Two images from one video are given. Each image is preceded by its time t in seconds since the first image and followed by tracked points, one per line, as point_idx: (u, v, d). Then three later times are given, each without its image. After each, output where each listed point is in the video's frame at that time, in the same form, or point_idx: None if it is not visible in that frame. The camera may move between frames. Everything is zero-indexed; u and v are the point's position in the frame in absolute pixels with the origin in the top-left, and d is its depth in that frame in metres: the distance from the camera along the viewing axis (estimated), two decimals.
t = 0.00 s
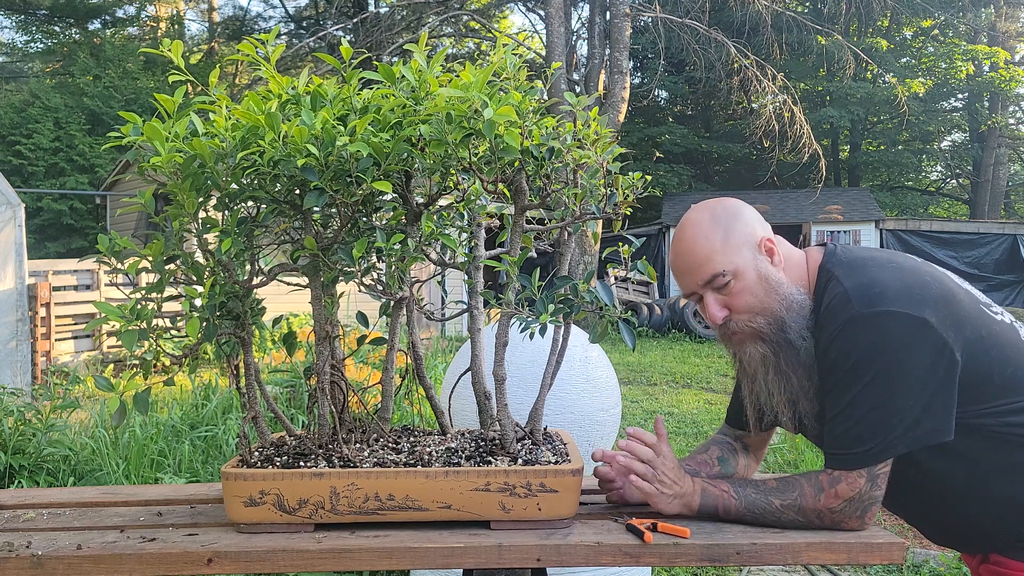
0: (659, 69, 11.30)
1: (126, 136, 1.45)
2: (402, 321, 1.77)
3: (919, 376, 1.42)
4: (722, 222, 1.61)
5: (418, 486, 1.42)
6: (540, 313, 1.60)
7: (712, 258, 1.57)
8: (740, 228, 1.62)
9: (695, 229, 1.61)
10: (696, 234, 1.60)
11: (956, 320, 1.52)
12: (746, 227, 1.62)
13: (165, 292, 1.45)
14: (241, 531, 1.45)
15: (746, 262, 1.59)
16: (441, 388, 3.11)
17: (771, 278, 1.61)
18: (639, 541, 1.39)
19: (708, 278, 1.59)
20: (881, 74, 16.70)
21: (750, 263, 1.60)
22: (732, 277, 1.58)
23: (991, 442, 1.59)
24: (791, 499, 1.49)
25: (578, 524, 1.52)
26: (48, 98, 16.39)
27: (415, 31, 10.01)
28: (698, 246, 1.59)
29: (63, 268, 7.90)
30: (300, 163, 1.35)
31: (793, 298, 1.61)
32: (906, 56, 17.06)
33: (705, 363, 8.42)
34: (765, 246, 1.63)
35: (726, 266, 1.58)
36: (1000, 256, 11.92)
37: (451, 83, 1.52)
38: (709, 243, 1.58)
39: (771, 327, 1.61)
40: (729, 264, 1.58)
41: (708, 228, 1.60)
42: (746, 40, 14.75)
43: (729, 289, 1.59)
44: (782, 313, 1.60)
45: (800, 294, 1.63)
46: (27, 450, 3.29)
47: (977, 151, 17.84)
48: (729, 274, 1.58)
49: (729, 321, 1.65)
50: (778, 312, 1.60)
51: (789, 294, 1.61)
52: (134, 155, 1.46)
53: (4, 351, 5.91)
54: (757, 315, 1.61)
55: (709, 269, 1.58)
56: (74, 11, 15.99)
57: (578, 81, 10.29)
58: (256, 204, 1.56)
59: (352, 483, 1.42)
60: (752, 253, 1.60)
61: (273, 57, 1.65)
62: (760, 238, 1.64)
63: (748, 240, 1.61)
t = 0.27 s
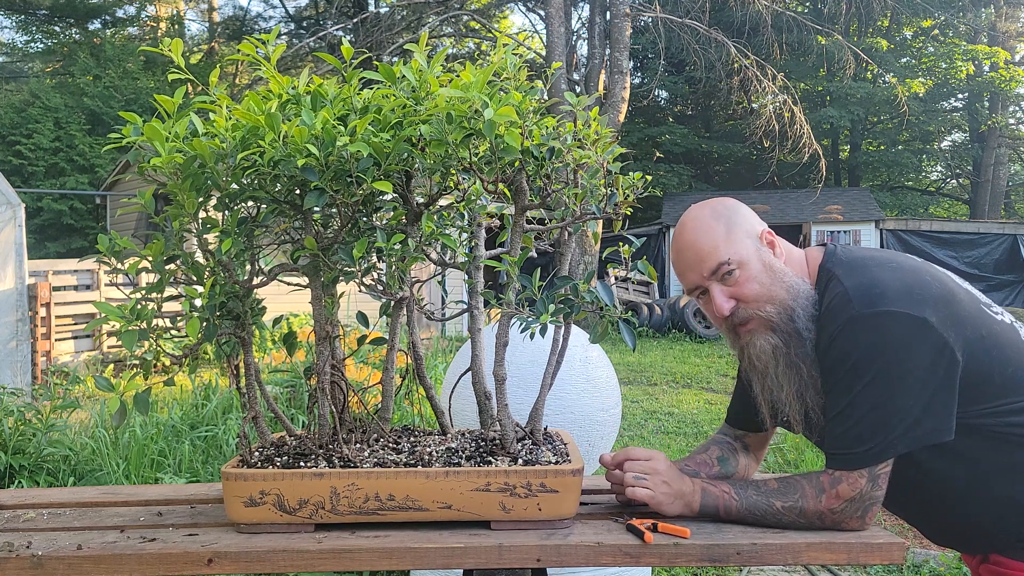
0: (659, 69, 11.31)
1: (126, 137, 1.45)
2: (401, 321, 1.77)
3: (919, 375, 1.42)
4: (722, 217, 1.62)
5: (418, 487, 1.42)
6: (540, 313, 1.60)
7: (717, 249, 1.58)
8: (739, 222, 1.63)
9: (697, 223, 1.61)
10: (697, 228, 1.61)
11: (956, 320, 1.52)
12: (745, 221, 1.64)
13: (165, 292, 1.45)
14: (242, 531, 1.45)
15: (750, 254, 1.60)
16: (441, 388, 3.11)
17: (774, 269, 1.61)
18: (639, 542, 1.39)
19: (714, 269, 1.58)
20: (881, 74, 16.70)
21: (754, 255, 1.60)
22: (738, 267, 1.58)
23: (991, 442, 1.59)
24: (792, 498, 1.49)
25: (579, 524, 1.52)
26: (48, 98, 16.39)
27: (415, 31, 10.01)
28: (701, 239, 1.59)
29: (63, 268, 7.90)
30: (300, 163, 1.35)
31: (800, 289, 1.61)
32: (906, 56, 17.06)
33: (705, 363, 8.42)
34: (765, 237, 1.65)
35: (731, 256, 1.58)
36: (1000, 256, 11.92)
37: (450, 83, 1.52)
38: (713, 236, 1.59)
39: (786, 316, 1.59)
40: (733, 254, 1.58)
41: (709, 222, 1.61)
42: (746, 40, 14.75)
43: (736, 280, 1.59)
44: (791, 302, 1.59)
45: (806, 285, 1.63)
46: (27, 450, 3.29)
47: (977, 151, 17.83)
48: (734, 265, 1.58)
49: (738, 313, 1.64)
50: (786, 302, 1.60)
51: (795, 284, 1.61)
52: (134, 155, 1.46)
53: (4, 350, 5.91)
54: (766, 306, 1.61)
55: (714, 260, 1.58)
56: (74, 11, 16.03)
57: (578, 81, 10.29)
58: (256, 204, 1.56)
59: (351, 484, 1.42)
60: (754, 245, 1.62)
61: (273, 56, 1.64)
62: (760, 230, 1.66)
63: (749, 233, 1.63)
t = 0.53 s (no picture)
0: (659, 69, 11.30)
1: (126, 136, 1.45)
2: (402, 321, 1.77)
3: (919, 375, 1.42)
4: (720, 220, 1.60)
5: (418, 486, 1.42)
6: (540, 313, 1.60)
7: (708, 256, 1.57)
8: (738, 227, 1.60)
9: (694, 225, 1.60)
10: (694, 230, 1.59)
11: (956, 320, 1.52)
12: (745, 226, 1.61)
13: (165, 292, 1.45)
14: (241, 531, 1.45)
15: (742, 262, 1.58)
16: (441, 388, 3.11)
17: (767, 278, 1.60)
18: (639, 541, 1.39)
19: (703, 274, 1.58)
20: (881, 74, 16.69)
21: (747, 263, 1.59)
22: (727, 275, 1.58)
23: (991, 442, 1.59)
24: (790, 498, 1.49)
25: (578, 524, 1.52)
26: (48, 98, 16.39)
27: (415, 31, 10.01)
28: (694, 243, 1.58)
29: (63, 268, 7.90)
30: (300, 163, 1.35)
31: (788, 298, 1.61)
32: (906, 56, 17.06)
33: (705, 363, 8.42)
34: (765, 245, 1.61)
35: (723, 263, 1.57)
36: (1000, 256, 11.92)
37: (450, 83, 1.52)
38: (706, 242, 1.57)
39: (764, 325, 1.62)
40: (726, 262, 1.57)
41: (705, 225, 1.59)
42: (746, 40, 14.75)
43: (723, 287, 1.59)
44: (776, 313, 1.60)
45: (797, 294, 1.63)
46: (27, 450, 3.29)
47: (977, 151, 17.83)
48: (725, 272, 1.57)
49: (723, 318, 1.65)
50: (771, 312, 1.60)
51: (785, 294, 1.60)
52: (134, 155, 1.46)
53: (5, 351, 5.91)
54: (752, 314, 1.62)
55: (705, 266, 1.57)
56: (74, 11, 16.04)
57: (578, 81, 10.29)
58: (256, 204, 1.56)
59: (351, 484, 1.42)
60: (750, 254, 1.59)
61: (273, 56, 1.65)
62: (759, 237, 1.61)
63: (747, 240, 1.60)
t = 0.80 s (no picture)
0: (659, 69, 11.31)
1: (126, 136, 1.45)
2: (402, 321, 1.77)
3: (919, 375, 1.42)
4: (717, 228, 1.58)
5: (418, 487, 1.42)
6: (540, 313, 1.60)
7: (698, 266, 1.57)
8: (735, 237, 1.59)
9: (689, 230, 1.59)
10: (688, 238, 1.59)
11: (956, 320, 1.52)
12: (741, 235, 1.59)
13: (165, 292, 1.45)
14: (241, 531, 1.45)
15: (733, 274, 1.58)
16: (441, 388, 3.11)
17: (758, 291, 1.60)
18: (638, 542, 1.39)
19: (692, 282, 1.60)
20: (881, 74, 16.69)
21: (738, 275, 1.59)
22: (716, 286, 1.58)
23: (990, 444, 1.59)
24: (790, 498, 1.50)
25: (578, 524, 1.53)
26: (48, 98, 16.39)
27: (415, 31, 10.02)
28: (686, 252, 1.58)
29: (63, 268, 7.90)
30: (300, 163, 1.35)
31: (777, 309, 1.61)
32: (906, 56, 17.06)
33: (705, 363, 8.42)
34: (758, 261, 1.59)
35: (713, 274, 1.57)
36: (1001, 256, 11.91)
37: (450, 83, 1.52)
38: (698, 252, 1.58)
39: (746, 334, 1.65)
40: (716, 273, 1.57)
41: (700, 234, 1.58)
42: (746, 40, 14.74)
43: (711, 297, 1.60)
44: (762, 325, 1.61)
45: (784, 305, 1.63)
46: (27, 450, 3.29)
47: (977, 151, 17.83)
48: (714, 282, 1.58)
49: (709, 323, 1.67)
50: (758, 324, 1.62)
51: (774, 306, 1.61)
52: (134, 155, 1.46)
53: (5, 351, 5.92)
54: (737, 323, 1.64)
55: (693, 274, 1.58)
56: (74, 10, 16.06)
57: (578, 81, 10.29)
58: (256, 204, 1.56)
59: (352, 483, 1.42)
60: (743, 266, 1.59)
61: (273, 57, 1.65)
62: (754, 251, 1.59)
63: (741, 250, 1.59)
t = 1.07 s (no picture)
0: (659, 69, 11.31)
1: (127, 137, 1.45)
2: (402, 322, 1.77)
3: (920, 375, 1.43)
4: (721, 226, 1.58)
5: (418, 487, 1.42)
6: (540, 313, 1.60)
7: (702, 264, 1.57)
8: (739, 235, 1.59)
9: (692, 227, 1.60)
10: (691, 235, 1.59)
11: (957, 321, 1.52)
12: (745, 233, 1.59)
13: (165, 292, 1.45)
14: (241, 531, 1.45)
15: (736, 273, 1.58)
16: (441, 388, 3.10)
17: (760, 290, 1.60)
18: (639, 542, 1.39)
19: (694, 280, 1.60)
20: (881, 75, 16.69)
21: (740, 274, 1.59)
22: (719, 285, 1.59)
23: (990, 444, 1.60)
24: (790, 498, 1.50)
25: (579, 524, 1.52)
26: (48, 98, 16.38)
27: (415, 31, 10.02)
28: (690, 249, 1.58)
29: (63, 268, 7.89)
30: (300, 163, 1.36)
31: (779, 309, 1.61)
32: (906, 56, 17.05)
33: (705, 363, 8.42)
34: (761, 260, 1.59)
35: (716, 272, 1.57)
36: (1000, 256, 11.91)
37: (451, 83, 1.52)
38: (701, 250, 1.57)
39: (747, 334, 1.66)
40: (719, 271, 1.58)
41: (704, 232, 1.58)
42: (746, 40, 14.74)
43: (713, 296, 1.60)
44: (764, 324, 1.61)
45: (786, 305, 1.63)
46: (27, 450, 3.29)
47: (977, 151, 17.83)
48: (717, 281, 1.58)
49: (710, 321, 1.68)
50: (760, 323, 1.62)
51: (776, 306, 1.61)
52: (134, 156, 1.46)
53: (5, 351, 5.92)
54: (739, 321, 1.64)
55: (696, 271, 1.58)
56: (74, 11, 16.05)
57: (578, 81, 10.30)
58: (256, 204, 1.56)
59: (352, 483, 1.42)
60: (746, 265, 1.59)
61: (273, 57, 1.65)
62: (757, 250, 1.60)
63: (745, 249, 1.59)
